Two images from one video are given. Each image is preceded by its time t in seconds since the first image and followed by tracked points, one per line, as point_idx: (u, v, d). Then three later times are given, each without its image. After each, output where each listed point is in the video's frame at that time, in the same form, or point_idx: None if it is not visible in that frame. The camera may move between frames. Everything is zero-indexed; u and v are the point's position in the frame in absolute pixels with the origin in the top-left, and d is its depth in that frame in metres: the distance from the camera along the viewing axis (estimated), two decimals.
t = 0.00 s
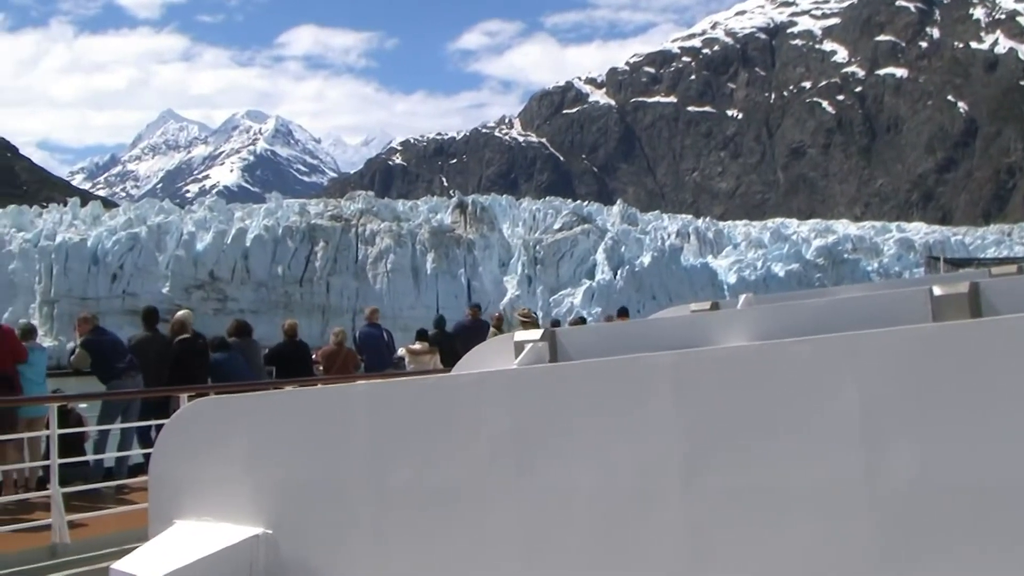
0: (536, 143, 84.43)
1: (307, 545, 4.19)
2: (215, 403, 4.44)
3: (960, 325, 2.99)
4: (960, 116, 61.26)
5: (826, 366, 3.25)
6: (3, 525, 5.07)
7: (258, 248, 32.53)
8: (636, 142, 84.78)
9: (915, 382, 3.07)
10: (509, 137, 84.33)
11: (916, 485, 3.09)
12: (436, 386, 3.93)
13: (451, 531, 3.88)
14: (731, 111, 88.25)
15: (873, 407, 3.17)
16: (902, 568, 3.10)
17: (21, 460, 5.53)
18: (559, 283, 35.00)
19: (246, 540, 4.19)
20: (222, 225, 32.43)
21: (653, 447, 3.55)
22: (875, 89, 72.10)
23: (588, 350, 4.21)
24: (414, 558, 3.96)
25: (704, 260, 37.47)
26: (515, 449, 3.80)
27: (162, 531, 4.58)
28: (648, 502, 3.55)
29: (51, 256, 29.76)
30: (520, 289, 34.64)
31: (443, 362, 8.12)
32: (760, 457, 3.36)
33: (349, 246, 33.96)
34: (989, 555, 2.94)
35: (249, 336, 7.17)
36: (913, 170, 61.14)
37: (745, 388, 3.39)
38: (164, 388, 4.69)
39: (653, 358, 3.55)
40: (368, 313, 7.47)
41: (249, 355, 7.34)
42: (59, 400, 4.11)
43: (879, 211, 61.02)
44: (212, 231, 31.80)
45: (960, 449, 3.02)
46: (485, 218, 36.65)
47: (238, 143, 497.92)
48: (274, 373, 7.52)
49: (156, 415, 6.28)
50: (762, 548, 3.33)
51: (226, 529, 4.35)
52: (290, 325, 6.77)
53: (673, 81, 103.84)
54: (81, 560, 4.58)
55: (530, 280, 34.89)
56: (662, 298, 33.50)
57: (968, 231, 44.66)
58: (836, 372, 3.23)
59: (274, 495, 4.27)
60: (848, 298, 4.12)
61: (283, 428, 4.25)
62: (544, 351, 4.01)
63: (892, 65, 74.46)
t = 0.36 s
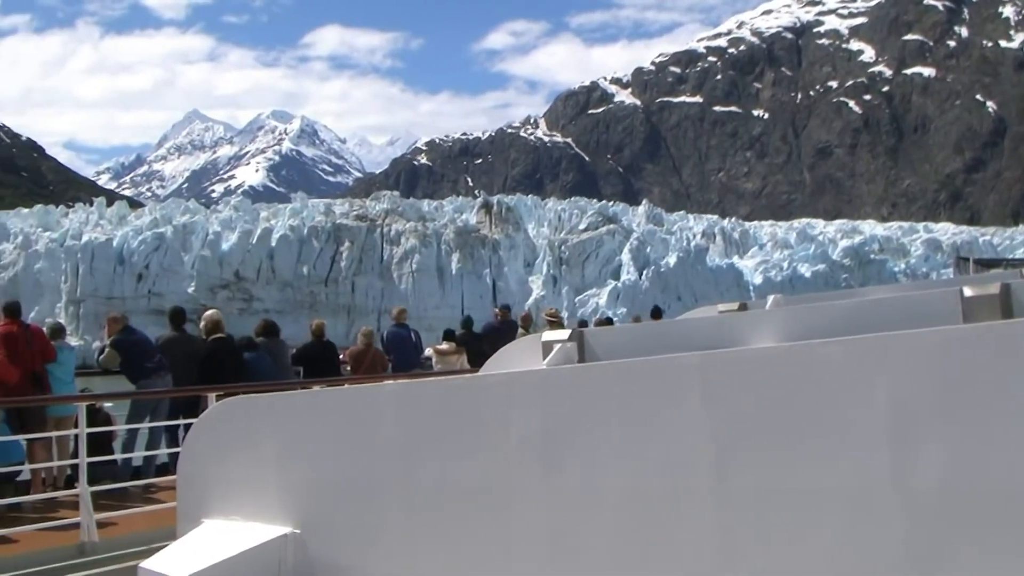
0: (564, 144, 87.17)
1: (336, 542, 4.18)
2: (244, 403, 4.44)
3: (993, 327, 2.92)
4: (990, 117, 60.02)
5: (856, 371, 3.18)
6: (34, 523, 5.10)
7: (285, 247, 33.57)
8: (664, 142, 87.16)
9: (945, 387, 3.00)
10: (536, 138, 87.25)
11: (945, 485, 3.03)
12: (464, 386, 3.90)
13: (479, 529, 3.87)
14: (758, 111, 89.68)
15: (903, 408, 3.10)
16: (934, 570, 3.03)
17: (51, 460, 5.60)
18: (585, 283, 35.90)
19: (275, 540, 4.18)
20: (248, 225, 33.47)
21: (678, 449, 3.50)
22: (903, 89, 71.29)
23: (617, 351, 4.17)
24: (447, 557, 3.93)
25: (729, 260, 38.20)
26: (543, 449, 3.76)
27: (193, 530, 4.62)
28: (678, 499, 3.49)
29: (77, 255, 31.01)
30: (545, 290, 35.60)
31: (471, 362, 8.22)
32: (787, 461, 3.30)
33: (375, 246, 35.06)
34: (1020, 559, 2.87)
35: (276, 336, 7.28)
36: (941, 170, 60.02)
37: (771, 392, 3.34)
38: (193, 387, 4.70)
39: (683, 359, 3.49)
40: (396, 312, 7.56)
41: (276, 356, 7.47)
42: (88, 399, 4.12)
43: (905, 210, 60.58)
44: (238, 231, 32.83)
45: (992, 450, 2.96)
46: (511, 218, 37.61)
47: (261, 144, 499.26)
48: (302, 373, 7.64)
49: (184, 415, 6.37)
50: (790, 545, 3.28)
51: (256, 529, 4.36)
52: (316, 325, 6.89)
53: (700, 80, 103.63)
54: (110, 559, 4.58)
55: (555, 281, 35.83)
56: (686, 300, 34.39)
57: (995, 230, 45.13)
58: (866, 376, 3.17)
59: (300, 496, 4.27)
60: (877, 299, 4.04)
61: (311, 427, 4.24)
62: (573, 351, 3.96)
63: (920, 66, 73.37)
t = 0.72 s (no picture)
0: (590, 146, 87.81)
1: (365, 542, 4.17)
2: (274, 402, 4.45)
3: None
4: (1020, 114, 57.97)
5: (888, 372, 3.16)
6: (64, 522, 5.14)
7: (311, 247, 34.58)
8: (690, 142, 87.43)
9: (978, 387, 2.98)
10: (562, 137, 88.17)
11: (976, 488, 3.01)
12: (494, 385, 3.90)
13: (509, 528, 3.85)
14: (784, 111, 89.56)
15: (935, 411, 3.08)
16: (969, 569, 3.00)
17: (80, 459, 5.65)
18: (612, 283, 36.38)
19: (304, 540, 4.18)
20: (274, 226, 34.59)
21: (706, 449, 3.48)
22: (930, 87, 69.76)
23: (647, 351, 4.15)
24: (477, 558, 3.91)
25: (756, 260, 38.06)
26: (574, 451, 3.75)
27: (222, 529, 4.62)
28: (707, 500, 3.47)
29: (103, 256, 32.38)
30: (572, 289, 36.05)
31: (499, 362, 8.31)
32: (818, 463, 3.27)
33: (401, 246, 35.80)
34: None
35: (305, 337, 7.40)
36: (970, 169, 58.32)
37: (803, 392, 3.31)
38: (223, 387, 4.71)
39: (714, 360, 3.47)
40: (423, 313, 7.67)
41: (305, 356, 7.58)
42: (119, 398, 4.13)
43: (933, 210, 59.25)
44: (264, 231, 33.88)
45: None
46: (536, 217, 38.19)
47: (288, 144, 499.26)
48: (330, 373, 7.75)
49: (213, 415, 6.43)
50: (821, 545, 3.24)
51: (285, 529, 4.35)
52: (344, 326, 7.02)
53: (729, 80, 102.84)
54: (140, 558, 4.59)
55: (582, 280, 36.33)
56: (713, 298, 34.74)
57: None
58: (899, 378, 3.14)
59: (330, 494, 4.26)
60: (908, 297, 3.96)
61: (340, 427, 4.24)
62: (603, 352, 3.95)
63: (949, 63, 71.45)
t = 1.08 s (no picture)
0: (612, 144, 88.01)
1: (392, 543, 4.17)
2: (302, 402, 4.46)
3: None
4: None
5: (912, 371, 3.12)
6: (93, 522, 5.17)
7: (335, 246, 35.12)
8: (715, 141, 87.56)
9: (1004, 390, 2.93)
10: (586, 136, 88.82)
11: (1004, 486, 2.94)
12: (522, 384, 3.89)
13: (540, 531, 3.83)
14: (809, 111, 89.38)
15: (964, 411, 3.02)
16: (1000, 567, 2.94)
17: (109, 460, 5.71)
18: (635, 283, 36.81)
19: (332, 540, 4.18)
20: (299, 226, 35.12)
21: (733, 447, 3.45)
22: (956, 84, 68.83)
23: (675, 351, 4.12)
24: (507, 558, 3.90)
25: (780, 259, 39.04)
26: (601, 453, 3.73)
27: (251, 528, 4.65)
28: (737, 500, 3.43)
29: (129, 256, 32.93)
30: (596, 289, 36.61)
31: (528, 361, 8.45)
32: (847, 465, 3.23)
33: (425, 246, 36.30)
34: None
35: (332, 337, 7.53)
36: (997, 167, 57.54)
37: (831, 390, 3.27)
38: (251, 387, 4.73)
39: (744, 359, 3.44)
40: (450, 314, 7.82)
41: (332, 356, 7.71)
42: (147, 398, 4.16)
43: (960, 210, 58.53)
44: (289, 231, 34.35)
45: None
46: (560, 217, 39.03)
47: (313, 145, 499.05)
48: (356, 373, 7.88)
49: (240, 415, 6.52)
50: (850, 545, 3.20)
51: (312, 529, 4.36)
52: (373, 326, 7.17)
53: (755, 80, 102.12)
54: (169, 558, 4.60)
55: (605, 280, 36.82)
56: (740, 299, 35.29)
57: None
58: (928, 377, 3.09)
59: (359, 494, 4.26)
60: (938, 295, 3.92)
61: (366, 429, 4.26)
62: (632, 352, 3.93)
63: (975, 61, 70.40)
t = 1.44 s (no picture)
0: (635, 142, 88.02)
1: (419, 544, 4.17)
2: (327, 402, 4.46)
3: None
4: None
5: (944, 369, 3.08)
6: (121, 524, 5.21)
7: (358, 246, 35.11)
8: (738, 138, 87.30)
9: None
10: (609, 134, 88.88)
11: None
12: (549, 383, 3.88)
13: (569, 534, 3.81)
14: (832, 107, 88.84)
15: (996, 407, 2.99)
16: None
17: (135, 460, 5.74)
18: (659, 281, 37.20)
19: (360, 541, 4.17)
20: (322, 225, 35.18)
21: (761, 449, 3.43)
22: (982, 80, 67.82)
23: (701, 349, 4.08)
24: (531, 551, 3.89)
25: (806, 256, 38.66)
26: (629, 452, 3.70)
27: (276, 529, 4.65)
28: (766, 498, 3.41)
29: (151, 257, 33.45)
30: (619, 288, 36.65)
31: (554, 361, 8.50)
32: (871, 466, 3.21)
33: (448, 245, 36.36)
34: None
35: (357, 337, 7.58)
36: None
37: (860, 389, 3.24)
38: (278, 386, 4.73)
39: (774, 358, 3.40)
40: (476, 313, 7.83)
41: (357, 355, 7.75)
42: (174, 399, 4.18)
43: (987, 206, 57.74)
44: (312, 231, 34.44)
45: None
46: (584, 216, 39.01)
47: (331, 145, 499.02)
48: (382, 373, 7.92)
49: (267, 416, 6.56)
50: (879, 545, 3.18)
51: (338, 529, 4.36)
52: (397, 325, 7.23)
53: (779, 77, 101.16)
54: (198, 558, 4.61)
55: (629, 278, 36.97)
56: (763, 296, 35.09)
57: None
58: (960, 375, 3.05)
59: (387, 494, 4.26)
60: (967, 293, 3.89)
61: (393, 429, 4.26)
62: (659, 350, 3.91)
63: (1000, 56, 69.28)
